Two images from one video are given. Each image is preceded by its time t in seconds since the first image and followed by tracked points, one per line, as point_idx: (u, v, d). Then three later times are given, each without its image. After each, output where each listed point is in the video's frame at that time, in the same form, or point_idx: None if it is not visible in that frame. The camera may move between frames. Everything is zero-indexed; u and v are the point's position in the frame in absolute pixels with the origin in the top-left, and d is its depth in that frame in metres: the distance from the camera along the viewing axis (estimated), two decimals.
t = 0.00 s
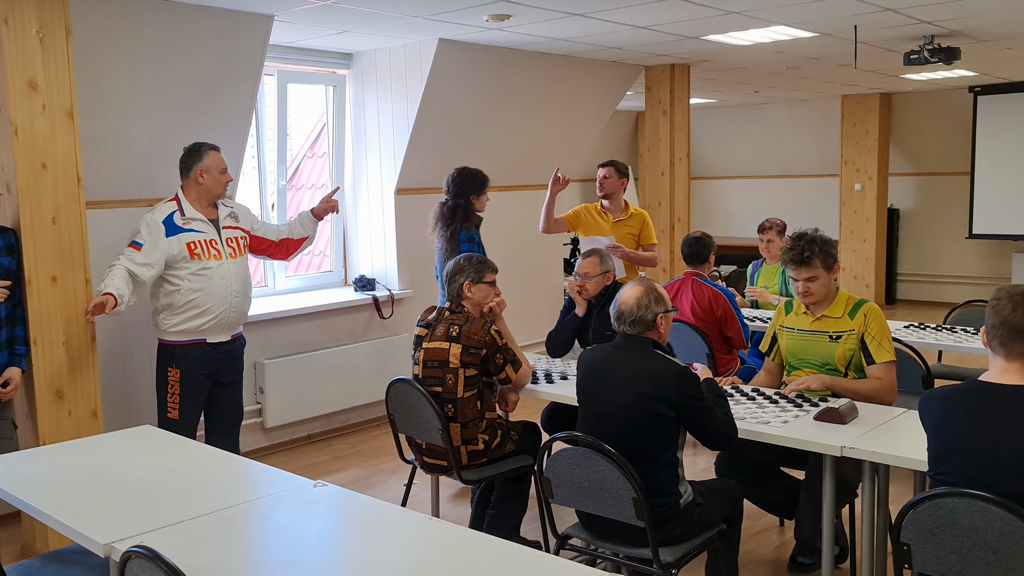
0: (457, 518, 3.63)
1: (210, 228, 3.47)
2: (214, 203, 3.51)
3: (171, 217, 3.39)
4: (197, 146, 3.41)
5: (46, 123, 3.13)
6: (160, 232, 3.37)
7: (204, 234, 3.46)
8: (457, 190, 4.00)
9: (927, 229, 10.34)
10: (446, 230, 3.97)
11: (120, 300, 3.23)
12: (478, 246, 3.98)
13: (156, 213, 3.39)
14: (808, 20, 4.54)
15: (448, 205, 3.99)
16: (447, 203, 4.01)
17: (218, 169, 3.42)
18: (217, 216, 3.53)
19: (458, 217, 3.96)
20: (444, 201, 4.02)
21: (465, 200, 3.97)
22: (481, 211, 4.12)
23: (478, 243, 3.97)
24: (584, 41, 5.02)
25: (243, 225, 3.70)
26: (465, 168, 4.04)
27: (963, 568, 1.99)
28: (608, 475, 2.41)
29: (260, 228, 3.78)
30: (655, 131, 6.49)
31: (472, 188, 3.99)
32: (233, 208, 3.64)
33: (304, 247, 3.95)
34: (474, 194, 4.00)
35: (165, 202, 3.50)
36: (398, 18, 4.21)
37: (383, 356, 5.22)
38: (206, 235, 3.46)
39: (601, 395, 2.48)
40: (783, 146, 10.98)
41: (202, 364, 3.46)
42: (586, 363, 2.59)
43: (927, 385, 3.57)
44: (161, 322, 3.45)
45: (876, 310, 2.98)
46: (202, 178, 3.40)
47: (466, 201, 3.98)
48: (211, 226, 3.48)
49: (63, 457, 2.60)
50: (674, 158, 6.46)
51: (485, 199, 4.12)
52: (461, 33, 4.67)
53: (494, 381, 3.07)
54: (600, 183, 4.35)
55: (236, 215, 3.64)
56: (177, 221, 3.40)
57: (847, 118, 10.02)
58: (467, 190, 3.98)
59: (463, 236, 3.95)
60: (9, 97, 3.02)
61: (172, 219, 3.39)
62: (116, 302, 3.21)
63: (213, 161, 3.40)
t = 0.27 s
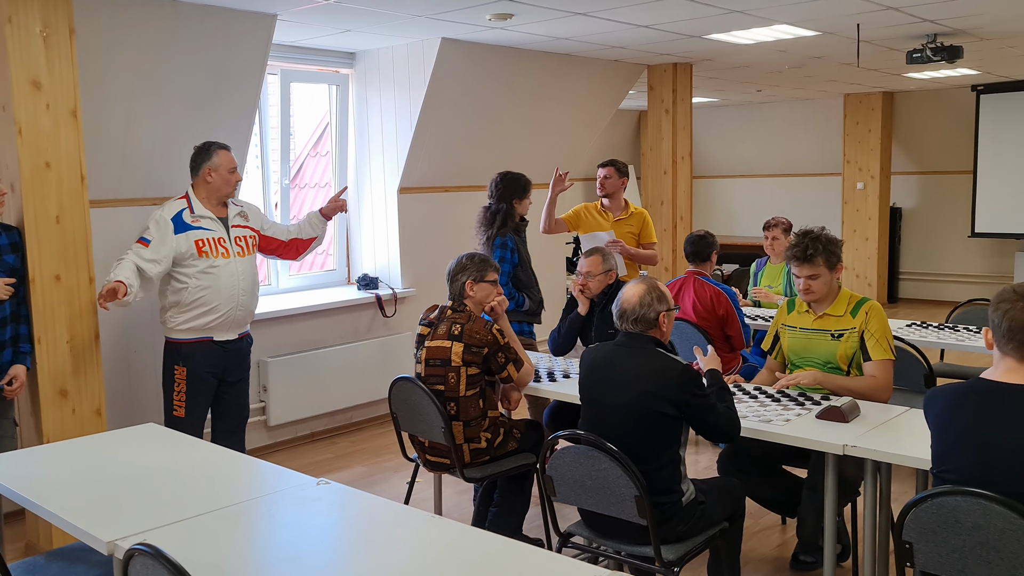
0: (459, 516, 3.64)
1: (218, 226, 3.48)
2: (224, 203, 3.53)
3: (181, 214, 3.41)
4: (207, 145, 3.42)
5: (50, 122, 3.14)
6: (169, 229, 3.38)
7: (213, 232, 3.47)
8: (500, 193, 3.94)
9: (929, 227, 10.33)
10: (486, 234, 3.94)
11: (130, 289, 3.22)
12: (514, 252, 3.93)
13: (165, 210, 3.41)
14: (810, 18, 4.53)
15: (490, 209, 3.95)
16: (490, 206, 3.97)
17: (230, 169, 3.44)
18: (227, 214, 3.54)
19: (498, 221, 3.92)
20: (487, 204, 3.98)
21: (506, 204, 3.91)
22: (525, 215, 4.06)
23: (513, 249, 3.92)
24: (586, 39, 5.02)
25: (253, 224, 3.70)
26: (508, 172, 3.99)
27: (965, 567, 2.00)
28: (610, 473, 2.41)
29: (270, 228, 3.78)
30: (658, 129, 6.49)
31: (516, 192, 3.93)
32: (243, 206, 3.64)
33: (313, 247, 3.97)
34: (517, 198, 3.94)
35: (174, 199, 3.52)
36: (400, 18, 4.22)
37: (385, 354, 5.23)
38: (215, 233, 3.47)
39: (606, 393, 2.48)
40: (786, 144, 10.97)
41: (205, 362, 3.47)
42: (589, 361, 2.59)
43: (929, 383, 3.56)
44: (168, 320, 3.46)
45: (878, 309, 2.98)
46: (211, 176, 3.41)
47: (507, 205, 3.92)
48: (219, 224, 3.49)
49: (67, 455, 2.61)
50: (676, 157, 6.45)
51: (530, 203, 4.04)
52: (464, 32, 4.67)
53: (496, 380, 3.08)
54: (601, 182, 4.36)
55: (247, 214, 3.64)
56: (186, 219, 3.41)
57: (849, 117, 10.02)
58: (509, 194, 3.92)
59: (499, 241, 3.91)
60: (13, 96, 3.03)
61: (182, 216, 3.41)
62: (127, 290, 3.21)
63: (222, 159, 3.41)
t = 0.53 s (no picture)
0: (458, 514, 3.64)
1: (217, 228, 3.47)
2: (225, 203, 3.51)
3: (181, 211, 3.42)
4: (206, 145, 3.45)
5: (48, 121, 3.14)
6: (167, 224, 3.40)
7: (211, 233, 3.46)
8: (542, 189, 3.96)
9: (928, 225, 10.33)
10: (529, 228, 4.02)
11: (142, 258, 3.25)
12: (554, 248, 3.97)
13: (167, 206, 3.42)
14: (808, 17, 4.54)
15: (532, 203, 3.99)
16: (533, 200, 4.00)
17: (222, 167, 3.41)
18: (229, 217, 3.52)
19: (539, 217, 3.96)
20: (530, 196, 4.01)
21: (546, 201, 3.93)
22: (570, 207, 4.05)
23: (553, 244, 3.98)
24: (585, 38, 5.02)
25: (262, 230, 3.66)
26: (552, 167, 3.96)
27: (962, 566, 2.00)
28: (608, 472, 2.42)
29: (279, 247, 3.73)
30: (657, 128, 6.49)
31: (553, 190, 3.92)
32: (253, 211, 3.62)
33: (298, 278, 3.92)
34: (557, 195, 3.93)
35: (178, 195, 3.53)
36: (400, 16, 4.22)
37: (384, 352, 5.23)
38: (212, 235, 3.46)
39: (603, 391, 2.49)
40: (786, 143, 10.96)
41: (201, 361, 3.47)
42: (588, 359, 2.59)
43: (928, 382, 3.55)
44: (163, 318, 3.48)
45: (876, 309, 2.98)
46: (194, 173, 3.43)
47: (549, 201, 3.94)
48: (219, 226, 3.48)
49: (66, 454, 2.61)
50: (675, 155, 6.45)
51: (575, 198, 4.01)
52: (463, 30, 4.67)
53: (494, 379, 3.08)
54: (599, 183, 4.36)
55: (255, 219, 3.62)
56: (186, 217, 3.43)
57: (849, 116, 10.01)
58: (549, 191, 3.92)
59: (540, 236, 3.96)
60: (12, 95, 3.03)
61: (182, 213, 3.43)
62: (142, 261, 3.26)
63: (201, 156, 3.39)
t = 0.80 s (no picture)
0: (437, 515, 3.63)
1: (181, 228, 3.45)
2: (195, 205, 3.47)
3: (147, 207, 3.43)
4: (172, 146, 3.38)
5: (21, 118, 3.10)
6: (133, 219, 3.42)
7: (174, 232, 3.44)
8: (562, 190, 3.91)
9: (907, 224, 10.41)
10: (551, 229, 3.94)
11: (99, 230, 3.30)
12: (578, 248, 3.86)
13: (136, 200, 3.44)
14: (787, 17, 4.56)
15: (554, 204, 3.93)
16: (554, 201, 3.95)
17: (189, 173, 3.35)
18: (197, 217, 3.48)
19: (561, 217, 3.89)
20: (551, 198, 3.96)
21: (567, 200, 3.87)
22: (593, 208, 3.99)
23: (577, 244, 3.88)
24: (565, 37, 5.02)
25: (232, 233, 3.59)
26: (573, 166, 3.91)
27: (938, 563, 2.01)
28: (587, 471, 2.41)
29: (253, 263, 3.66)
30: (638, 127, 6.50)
31: (575, 187, 3.86)
32: (225, 213, 3.57)
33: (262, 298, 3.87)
34: (577, 194, 3.87)
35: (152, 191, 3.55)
36: (380, 14, 4.19)
37: (364, 352, 5.21)
38: (174, 234, 3.44)
39: (582, 392, 2.48)
40: (767, 143, 11.01)
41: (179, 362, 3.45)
42: (566, 359, 2.59)
43: (905, 380, 3.57)
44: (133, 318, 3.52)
45: (854, 305, 3.00)
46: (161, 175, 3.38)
47: (571, 200, 3.87)
48: (183, 226, 3.46)
49: (39, 456, 2.58)
50: (656, 155, 6.46)
51: (595, 199, 3.94)
52: (444, 29, 4.66)
53: (474, 379, 3.07)
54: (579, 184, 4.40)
55: (226, 220, 3.56)
56: (151, 213, 3.43)
57: (828, 116, 10.07)
58: (570, 190, 3.87)
59: (564, 236, 3.87)
60: None
61: (148, 209, 3.43)
62: (97, 243, 3.30)
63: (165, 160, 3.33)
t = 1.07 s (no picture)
0: (394, 515, 3.62)
1: (120, 228, 3.38)
2: (132, 202, 3.40)
3: (82, 210, 3.33)
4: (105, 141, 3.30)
5: None
6: (69, 224, 3.32)
7: (113, 232, 3.37)
8: (559, 184, 3.92)
9: (858, 225, 10.63)
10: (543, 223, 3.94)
11: (27, 225, 3.16)
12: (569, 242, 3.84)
13: (69, 204, 3.34)
14: (739, 21, 4.63)
15: (549, 197, 3.95)
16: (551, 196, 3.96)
17: (129, 167, 3.30)
18: (136, 215, 3.42)
19: (553, 211, 3.89)
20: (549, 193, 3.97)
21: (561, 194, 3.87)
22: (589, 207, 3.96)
23: (569, 239, 3.84)
24: (522, 38, 5.04)
25: (173, 225, 3.56)
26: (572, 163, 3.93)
27: (883, 554, 2.07)
28: (543, 469, 2.43)
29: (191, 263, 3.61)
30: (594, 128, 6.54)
31: (571, 182, 3.86)
32: (162, 207, 3.52)
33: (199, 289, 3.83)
34: (572, 188, 3.87)
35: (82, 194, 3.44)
36: (335, 13, 4.17)
37: (321, 352, 5.18)
38: (114, 235, 3.37)
39: (538, 392, 2.50)
40: (723, 144, 11.17)
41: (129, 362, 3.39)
42: (522, 358, 2.60)
43: (854, 377, 3.65)
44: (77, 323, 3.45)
45: (807, 300, 3.07)
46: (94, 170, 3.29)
47: (566, 195, 3.88)
48: (122, 226, 3.39)
49: None
50: (613, 156, 6.51)
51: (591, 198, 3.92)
52: (400, 29, 4.65)
53: (431, 378, 3.07)
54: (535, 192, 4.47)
55: (164, 215, 3.52)
56: (86, 215, 3.33)
57: (781, 118, 10.25)
58: (565, 184, 3.87)
59: (556, 230, 3.86)
60: None
61: (83, 212, 3.33)
62: (29, 236, 3.15)
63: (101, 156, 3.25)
